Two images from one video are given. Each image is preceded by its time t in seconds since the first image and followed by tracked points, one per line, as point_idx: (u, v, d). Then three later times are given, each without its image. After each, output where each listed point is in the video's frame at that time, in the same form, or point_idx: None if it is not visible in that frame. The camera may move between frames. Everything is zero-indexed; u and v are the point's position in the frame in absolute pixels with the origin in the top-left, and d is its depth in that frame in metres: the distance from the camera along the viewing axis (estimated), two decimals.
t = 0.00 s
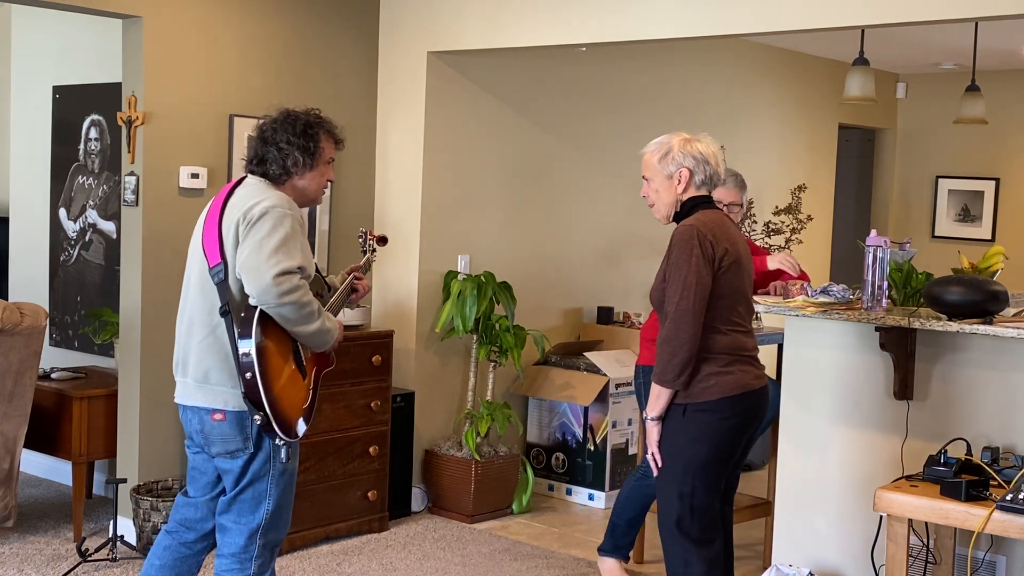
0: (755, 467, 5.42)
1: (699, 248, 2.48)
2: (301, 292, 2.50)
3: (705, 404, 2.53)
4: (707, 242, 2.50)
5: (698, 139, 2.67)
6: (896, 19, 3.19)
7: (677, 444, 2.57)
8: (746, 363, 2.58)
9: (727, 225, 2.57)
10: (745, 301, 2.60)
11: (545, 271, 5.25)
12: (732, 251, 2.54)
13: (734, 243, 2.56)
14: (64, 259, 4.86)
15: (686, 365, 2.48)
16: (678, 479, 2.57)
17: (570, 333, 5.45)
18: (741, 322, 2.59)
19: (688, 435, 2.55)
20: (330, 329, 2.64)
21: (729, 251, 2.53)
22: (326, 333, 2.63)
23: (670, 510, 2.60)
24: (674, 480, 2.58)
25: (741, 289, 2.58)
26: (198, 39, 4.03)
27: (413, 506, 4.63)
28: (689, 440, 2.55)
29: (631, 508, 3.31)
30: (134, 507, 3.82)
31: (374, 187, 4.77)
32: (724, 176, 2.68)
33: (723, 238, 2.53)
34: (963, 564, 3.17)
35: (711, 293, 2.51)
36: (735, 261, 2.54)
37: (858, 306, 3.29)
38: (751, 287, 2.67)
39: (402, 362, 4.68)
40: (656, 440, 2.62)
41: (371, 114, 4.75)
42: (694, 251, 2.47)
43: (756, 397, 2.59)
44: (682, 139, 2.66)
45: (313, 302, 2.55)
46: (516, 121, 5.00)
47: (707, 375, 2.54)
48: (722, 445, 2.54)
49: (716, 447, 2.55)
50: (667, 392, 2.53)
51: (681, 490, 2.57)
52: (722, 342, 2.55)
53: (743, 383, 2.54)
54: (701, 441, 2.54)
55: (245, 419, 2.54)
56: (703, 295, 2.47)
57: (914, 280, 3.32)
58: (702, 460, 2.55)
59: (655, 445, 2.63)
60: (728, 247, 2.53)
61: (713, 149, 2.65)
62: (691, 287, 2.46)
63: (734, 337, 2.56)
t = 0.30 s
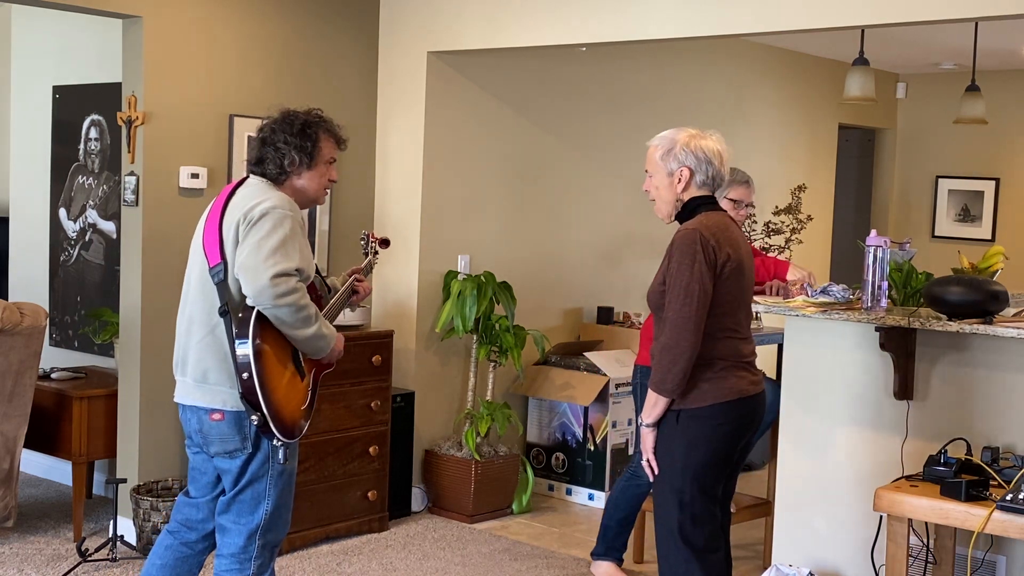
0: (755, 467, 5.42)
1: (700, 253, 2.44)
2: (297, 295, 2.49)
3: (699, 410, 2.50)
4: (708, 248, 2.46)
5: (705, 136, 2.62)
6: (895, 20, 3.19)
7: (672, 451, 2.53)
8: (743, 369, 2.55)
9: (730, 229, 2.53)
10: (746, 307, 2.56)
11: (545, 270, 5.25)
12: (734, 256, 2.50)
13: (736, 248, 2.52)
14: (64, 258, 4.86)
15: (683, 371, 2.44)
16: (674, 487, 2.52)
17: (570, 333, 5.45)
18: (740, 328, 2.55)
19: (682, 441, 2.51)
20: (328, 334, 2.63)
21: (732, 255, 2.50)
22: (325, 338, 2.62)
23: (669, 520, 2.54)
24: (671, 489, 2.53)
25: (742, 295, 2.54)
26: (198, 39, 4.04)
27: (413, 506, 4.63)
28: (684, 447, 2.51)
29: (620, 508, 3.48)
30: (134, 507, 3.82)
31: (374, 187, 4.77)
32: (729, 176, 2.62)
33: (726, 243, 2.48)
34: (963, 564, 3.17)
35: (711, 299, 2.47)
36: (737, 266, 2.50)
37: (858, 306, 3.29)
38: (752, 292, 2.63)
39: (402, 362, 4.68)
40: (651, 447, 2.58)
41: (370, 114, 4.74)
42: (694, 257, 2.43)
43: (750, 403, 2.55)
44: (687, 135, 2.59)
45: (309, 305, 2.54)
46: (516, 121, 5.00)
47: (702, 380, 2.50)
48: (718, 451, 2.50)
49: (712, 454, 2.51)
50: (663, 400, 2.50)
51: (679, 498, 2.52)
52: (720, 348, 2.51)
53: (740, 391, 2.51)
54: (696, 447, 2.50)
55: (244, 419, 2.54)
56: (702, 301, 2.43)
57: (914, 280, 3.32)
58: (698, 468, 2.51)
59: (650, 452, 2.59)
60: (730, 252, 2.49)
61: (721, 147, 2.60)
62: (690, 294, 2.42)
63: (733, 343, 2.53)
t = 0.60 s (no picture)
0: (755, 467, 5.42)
1: (699, 255, 2.40)
2: (293, 294, 2.49)
3: (697, 417, 2.44)
4: (706, 250, 2.41)
5: (704, 137, 2.58)
6: (895, 20, 3.19)
7: (672, 459, 2.48)
8: (744, 375, 2.49)
9: (730, 231, 2.49)
10: (746, 311, 2.50)
11: (545, 270, 5.25)
12: (734, 258, 2.46)
13: (736, 249, 2.47)
14: (64, 258, 4.86)
15: (680, 376, 2.40)
16: (676, 495, 2.47)
17: (570, 333, 5.45)
18: (740, 332, 2.49)
19: (682, 449, 2.46)
20: (328, 333, 2.63)
21: (731, 258, 2.45)
22: (324, 337, 2.63)
23: (672, 528, 2.49)
24: (673, 497, 2.48)
25: (742, 298, 2.48)
26: (199, 39, 4.04)
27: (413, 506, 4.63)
28: (684, 454, 2.46)
29: (620, 507, 3.47)
30: (135, 507, 3.80)
31: (374, 187, 4.77)
32: (728, 181, 2.58)
33: (724, 245, 2.44)
34: (963, 564, 3.17)
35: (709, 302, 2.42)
36: (736, 269, 2.45)
37: (858, 306, 3.29)
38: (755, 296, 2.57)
39: (402, 362, 4.68)
40: (649, 456, 2.52)
41: (370, 114, 4.74)
42: (691, 259, 2.39)
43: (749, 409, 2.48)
44: (684, 137, 2.56)
45: (306, 304, 2.53)
46: (516, 121, 5.00)
47: (701, 385, 2.45)
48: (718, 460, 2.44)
49: (712, 461, 2.45)
50: (660, 406, 2.45)
51: (680, 506, 2.47)
52: (719, 352, 2.46)
53: (739, 397, 2.45)
54: (695, 452, 2.45)
55: (245, 420, 2.54)
56: (699, 304, 2.39)
57: (914, 280, 3.32)
58: (699, 476, 2.45)
59: (650, 460, 2.52)
60: (728, 255, 2.44)
61: (719, 150, 2.55)
62: (686, 297, 2.38)
63: (732, 348, 2.47)
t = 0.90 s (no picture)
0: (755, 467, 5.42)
1: (695, 256, 2.39)
2: (284, 291, 2.48)
3: (697, 422, 2.43)
4: (704, 250, 2.40)
5: (701, 135, 2.57)
6: (895, 20, 3.19)
7: (673, 464, 2.47)
8: (746, 379, 2.47)
9: (731, 231, 2.48)
10: (749, 313, 2.49)
11: (546, 270, 5.25)
12: (734, 260, 2.44)
13: (737, 251, 2.45)
14: (64, 258, 4.86)
15: (678, 380, 2.40)
16: (678, 500, 2.46)
17: (570, 333, 5.45)
18: (742, 335, 2.48)
19: (683, 454, 2.45)
20: (323, 330, 2.62)
21: (730, 260, 2.43)
22: (319, 333, 2.62)
23: (674, 534, 2.47)
24: (675, 502, 2.46)
25: (743, 299, 2.47)
26: (199, 39, 4.04)
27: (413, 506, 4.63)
28: (685, 459, 2.45)
29: (615, 507, 3.50)
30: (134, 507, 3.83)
31: (374, 187, 4.77)
32: (728, 176, 2.56)
33: (723, 245, 2.43)
34: (964, 564, 3.17)
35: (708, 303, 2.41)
36: (735, 269, 2.44)
37: (858, 306, 3.29)
38: (760, 299, 2.55)
39: (402, 363, 4.68)
40: (652, 459, 2.52)
41: (370, 114, 4.74)
42: (688, 259, 2.39)
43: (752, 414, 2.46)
44: (680, 136, 2.56)
45: (298, 302, 2.52)
46: (517, 121, 5.00)
47: (701, 389, 2.44)
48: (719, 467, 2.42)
49: (714, 468, 2.44)
50: (661, 409, 2.44)
51: (682, 511, 2.45)
52: (720, 356, 2.45)
53: (741, 402, 2.43)
54: (698, 457, 2.44)
55: (242, 419, 2.54)
56: (696, 307, 2.38)
57: (914, 280, 3.33)
58: (700, 482, 2.44)
59: (652, 464, 2.52)
60: (728, 255, 2.43)
61: (715, 145, 2.54)
62: (683, 297, 2.38)
63: (734, 351, 2.46)
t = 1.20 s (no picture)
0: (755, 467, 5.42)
1: (693, 257, 2.39)
2: (270, 287, 2.48)
3: (698, 424, 2.43)
4: (705, 252, 2.40)
5: (703, 135, 2.57)
6: (895, 20, 3.19)
7: (673, 465, 2.47)
8: (748, 381, 2.46)
9: (733, 232, 2.47)
10: (752, 315, 2.48)
11: (546, 270, 5.25)
12: (735, 262, 2.44)
13: (738, 252, 2.45)
14: (64, 258, 4.86)
15: (679, 383, 2.40)
16: (678, 503, 2.46)
17: (570, 333, 5.45)
18: (745, 337, 2.47)
19: (683, 456, 2.45)
20: (313, 329, 2.61)
21: (731, 261, 2.43)
22: (309, 332, 2.60)
23: (675, 536, 2.47)
24: (675, 504, 2.46)
25: (746, 301, 2.46)
26: (199, 39, 4.04)
27: (413, 506, 4.63)
28: (685, 461, 2.45)
29: (612, 506, 3.52)
30: (134, 507, 3.84)
31: (374, 187, 4.77)
32: (728, 176, 2.56)
33: (724, 247, 2.43)
34: (964, 564, 3.17)
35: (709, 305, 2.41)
36: (737, 271, 2.43)
37: (858, 306, 3.29)
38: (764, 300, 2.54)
39: (402, 363, 4.68)
40: (654, 461, 2.52)
41: (370, 114, 4.74)
42: (688, 260, 2.39)
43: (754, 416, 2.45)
44: (681, 137, 2.56)
45: (287, 299, 2.52)
46: (517, 121, 5.00)
47: (701, 392, 2.44)
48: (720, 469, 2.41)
49: (715, 469, 2.43)
50: (662, 411, 2.44)
51: (683, 513, 2.45)
52: (720, 358, 2.44)
53: (742, 404, 2.43)
54: (698, 459, 2.43)
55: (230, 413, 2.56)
56: (696, 309, 2.38)
57: (914, 280, 3.33)
58: (700, 484, 2.43)
59: (654, 466, 2.52)
60: (729, 256, 2.43)
61: (716, 146, 2.54)
62: (683, 299, 2.38)
63: (736, 352, 2.45)
